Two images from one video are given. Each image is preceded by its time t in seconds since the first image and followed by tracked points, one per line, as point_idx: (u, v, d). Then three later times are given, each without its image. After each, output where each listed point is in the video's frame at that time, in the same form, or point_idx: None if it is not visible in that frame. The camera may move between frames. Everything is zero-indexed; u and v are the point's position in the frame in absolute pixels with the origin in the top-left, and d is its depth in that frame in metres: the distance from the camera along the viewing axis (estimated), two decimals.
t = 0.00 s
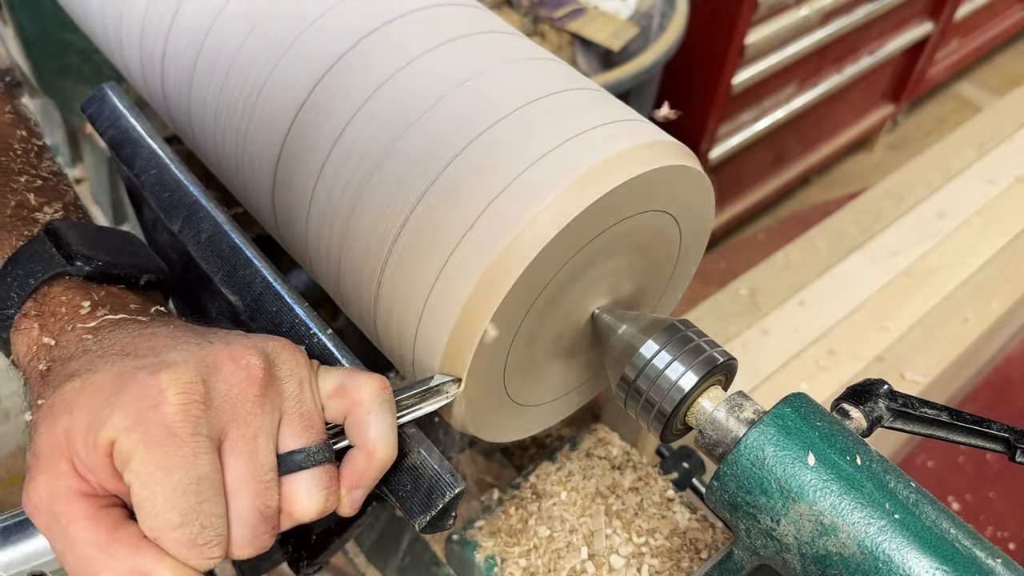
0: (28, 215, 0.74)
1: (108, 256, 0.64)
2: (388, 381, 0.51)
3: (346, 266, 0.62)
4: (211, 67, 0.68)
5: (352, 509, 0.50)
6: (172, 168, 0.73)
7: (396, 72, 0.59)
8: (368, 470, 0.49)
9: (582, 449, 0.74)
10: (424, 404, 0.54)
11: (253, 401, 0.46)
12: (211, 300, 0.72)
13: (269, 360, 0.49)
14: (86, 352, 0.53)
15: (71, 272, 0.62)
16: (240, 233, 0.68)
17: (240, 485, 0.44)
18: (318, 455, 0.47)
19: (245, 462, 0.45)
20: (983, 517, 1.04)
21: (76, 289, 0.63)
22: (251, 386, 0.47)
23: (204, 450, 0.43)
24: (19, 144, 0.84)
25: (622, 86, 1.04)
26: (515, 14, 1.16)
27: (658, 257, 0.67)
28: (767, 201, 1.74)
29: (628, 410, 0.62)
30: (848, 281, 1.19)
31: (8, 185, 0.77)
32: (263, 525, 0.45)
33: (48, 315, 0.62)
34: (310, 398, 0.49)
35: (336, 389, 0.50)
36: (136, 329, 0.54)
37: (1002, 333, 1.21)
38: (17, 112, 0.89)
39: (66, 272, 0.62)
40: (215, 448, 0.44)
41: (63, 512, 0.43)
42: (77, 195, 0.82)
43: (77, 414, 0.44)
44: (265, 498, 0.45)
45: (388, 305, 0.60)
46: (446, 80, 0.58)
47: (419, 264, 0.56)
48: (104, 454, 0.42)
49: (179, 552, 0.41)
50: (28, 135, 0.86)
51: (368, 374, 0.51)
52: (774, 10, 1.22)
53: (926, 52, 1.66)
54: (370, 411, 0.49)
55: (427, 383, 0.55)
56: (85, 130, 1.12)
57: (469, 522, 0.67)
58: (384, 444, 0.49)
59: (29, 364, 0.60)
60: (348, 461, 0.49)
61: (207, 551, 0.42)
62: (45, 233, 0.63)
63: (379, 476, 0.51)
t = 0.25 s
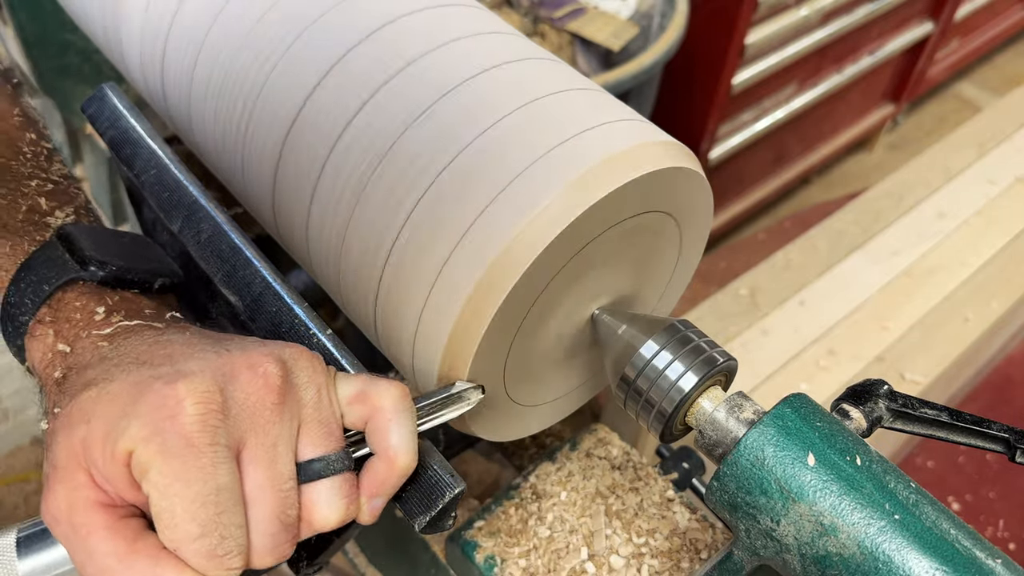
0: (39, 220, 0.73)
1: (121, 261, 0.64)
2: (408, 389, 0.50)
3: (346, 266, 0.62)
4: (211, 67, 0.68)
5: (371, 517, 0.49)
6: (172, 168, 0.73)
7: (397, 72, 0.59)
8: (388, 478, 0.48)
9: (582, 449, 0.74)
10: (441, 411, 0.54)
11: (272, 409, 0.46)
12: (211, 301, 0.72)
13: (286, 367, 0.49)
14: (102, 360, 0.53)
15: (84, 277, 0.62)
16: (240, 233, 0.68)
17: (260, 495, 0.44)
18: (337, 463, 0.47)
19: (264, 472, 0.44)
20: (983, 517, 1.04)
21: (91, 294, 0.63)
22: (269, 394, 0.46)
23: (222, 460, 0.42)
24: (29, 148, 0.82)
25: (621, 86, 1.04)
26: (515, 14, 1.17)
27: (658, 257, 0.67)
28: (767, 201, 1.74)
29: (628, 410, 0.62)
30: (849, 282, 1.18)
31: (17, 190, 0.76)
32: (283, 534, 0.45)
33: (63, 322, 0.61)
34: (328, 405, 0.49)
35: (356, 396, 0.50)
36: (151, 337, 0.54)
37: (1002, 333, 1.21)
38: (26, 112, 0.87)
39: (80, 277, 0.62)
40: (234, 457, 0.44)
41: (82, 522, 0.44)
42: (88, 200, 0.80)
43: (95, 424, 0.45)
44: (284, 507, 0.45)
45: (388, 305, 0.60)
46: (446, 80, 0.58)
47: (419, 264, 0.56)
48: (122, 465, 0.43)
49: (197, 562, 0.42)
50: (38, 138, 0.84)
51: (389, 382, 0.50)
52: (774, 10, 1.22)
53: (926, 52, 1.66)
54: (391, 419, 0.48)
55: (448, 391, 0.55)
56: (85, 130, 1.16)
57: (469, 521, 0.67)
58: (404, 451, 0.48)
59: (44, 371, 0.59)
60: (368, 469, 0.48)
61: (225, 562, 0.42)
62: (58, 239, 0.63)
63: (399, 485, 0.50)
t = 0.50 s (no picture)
0: (39, 218, 0.73)
1: (118, 258, 0.64)
2: (393, 389, 0.49)
3: (346, 266, 0.62)
4: (210, 67, 0.68)
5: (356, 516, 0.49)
6: (172, 168, 0.73)
7: (396, 72, 0.59)
8: (371, 477, 0.47)
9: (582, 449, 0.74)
10: (426, 407, 0.53)
11: (248, 411, 0.46)
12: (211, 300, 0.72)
13: (264, 369, 0.49)
14: (88, 361, 0.53)
15: (81, 275, 0.61)
16: (240, 233, 0.68)
17: (238, 497, 0.44)
18: (319, 463, 0.46)
19: (243, 472, 0.44)
20: (983, 517, 1.04)
21: (87, 292, 0.63)
22: (244, 396, 0.46)
23: (196, 462, 0.43)
24: (32, 145, 0.81)
25: (622, 86, 1.04)
26: (515, 14, 1.16)
27: (658, 257, 0.67)
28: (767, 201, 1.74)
29: (628, 411, 0.62)
30: (849, 282, 1.18)
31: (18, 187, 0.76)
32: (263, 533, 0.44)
33: (60, 321, 0.61)
34: (309, 406, 0.48)
35: (339, 395, 0.49)
36: (135, 338, 0.55)
37: (1002, 333, 1.21)
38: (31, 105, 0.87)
39: (77, 276, 0.61)
40: (211, 460, 0.44)
41: (67, 523, 0.44)
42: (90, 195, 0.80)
43: (76, 428, 0.45)
44: (264, 507, 0.44)
45: (388, 306, 0.60)
46: (446, 80, 0.58)
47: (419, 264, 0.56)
48: (101, 467, 0.43)
49: (173, 563, 0.42)
50: (41, 135, 0.83)
51: (372, 382, 0.49)
52: (774, 10, 1.22)
53: (926, 53, 1.66)
54: (373, 419, 0.48)
55: (432, 387, 0.54)
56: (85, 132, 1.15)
57: (469, 521, 0.67)
58: (388, 451, 0.48)
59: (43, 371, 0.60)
60: (351, 468, 0.48)
61: (203, 561, 0.43)
62: (57, 236, 0.63)
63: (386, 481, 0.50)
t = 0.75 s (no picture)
0: (29, 197, 0.73)
1: (101, 238, 0.64)
2: (353, 366, 0.49)
3: (346, 266, 0.62)
4: (210, 67, 0.68)
5: (319, 492, 0.48)
6: (172, 168, 0.73)
7: (397, 72, 0.59)
8: (330, 454, 0.46)
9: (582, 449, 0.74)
10: (386, 387, 0.52)
11: (210, 384, 0.47)
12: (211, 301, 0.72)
13: (228, 345, 0.50)
14: (64, 336, 0.55)
15: (65, 254, 0.62)
16: (240, 233, 0.68)
17: (199, 467, 0.44)
18: (278, 438, 0.46)
19: (203, 443, 0.45)
20: (983, 517, 1.04)
21: (69, 270, 0.63)
22: (206, 369, 0.47)
23: (157, 431, 0.43)
24: (25, 127, 0.82)
25: (622, 86, 1.04)
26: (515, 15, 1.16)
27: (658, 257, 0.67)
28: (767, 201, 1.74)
29: (628, 410, 0.62)
30: (848, 281, 1.18)
31: (9, 167, 0.76)
32: (224, 504, 0.44)
33: (43, 297, 0.62)
34: (272, 381, 0.49)
35: (301, 372, 0.49)
36: (110, 312, 0.56)
37: (1002, 333, 1.21)
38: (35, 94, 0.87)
39: (61, 254, 0.62)
40: (171, 431, 0.44)
41: (34, 492, 0.45)
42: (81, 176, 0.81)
43: (48, 399, 0.47)
44: (224, 479, 0.44)
45: (388, 305, 0.60)
46: (447, 80, 0.58)
47: (419, 264, 0.56)
48: (68, 434, 0.45)
49: (135, 532, 0.42)
50: (35, 118, 0.84)
51: (331, 359, 0.49)
52: (775, 10, 1.22)
53: (926, 52, 1.66)
54: (331, 396, 0.47)
55: (394, 367, 0.53)
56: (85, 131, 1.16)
57: (469, 521, 0.67)
58: (345, 429, 0.47)
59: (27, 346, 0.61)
60: (310, 444, 0.47)
61: (163, 528, 0.43)
62: (43, 216, 0.63)
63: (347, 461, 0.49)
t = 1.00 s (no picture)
0: (32, 195, 0.73)
1: (105, 235, 0.64)
2: (352, 364, 0.49)
3: (347, 266, 0.62)
4: (210, 68, 0.68)
5: (318, 489, 0.48)
6: (172, 169, 0.73)
7: (397, 72, 0.59)
8: (330, 452, 0.47)
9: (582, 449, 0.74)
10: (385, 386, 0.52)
11: (210, 381, 0.47)
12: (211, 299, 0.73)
13: (230, 342, 0.49)
14: (66, 331, 0.55)
15: (69, 251, 0.62)
16: (240, 233, 0.68)
17: (198, 463, 0.44)
18: (277, 435, 0.47)
19: (203, 439, 0.45)
20: (982, 517, 1.04)
21: (73, 267, 0.64)
22: (207, 366, 0.47)
23: (157, 428, 0.44)
24: (27, 125, 0.82)
25: (622, 86, 1.04)
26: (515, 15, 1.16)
27: (658, 257, 0.67)
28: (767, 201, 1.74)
29: (628, 411, 0.62)
30: (848, 281, 1.18)
31: (11, 165, 0.76)
32: (223, 500, 0.45)
33: (47, 294, 0.62)
34: (272, 378, 0.49)
35: (302, 370, 0.49)
36: (114, 308, 0.56)
37: (1002, 334, 1.21)
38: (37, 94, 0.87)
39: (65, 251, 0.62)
40: (172, 427, 0.45)
41: (35, 488, 0.44)
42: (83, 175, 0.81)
43: (48, 394, 0.47)
44: (223, 475, 0.45)
45: (388, 305, 0.60)
46: (446, 80, 0.58)
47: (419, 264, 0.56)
48: (68, 430, 0.45)
49: (135, 527, 0.42)
50: (37, 116, 0.84)
51: (331, 357, 0.49)
52: (774, 11, 1.22)
53: (926, 52, 1.66)
54: (331, 394, 0.48)
55: (394, 366, 0.52)
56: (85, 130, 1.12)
57: (469, 521, 0.67)
58: (345, 427, 0.47)
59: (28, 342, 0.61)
60: (310, 443, 0.47)
61: (163, 524, 0.43)
62: (48, 214, 0.63)
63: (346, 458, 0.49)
